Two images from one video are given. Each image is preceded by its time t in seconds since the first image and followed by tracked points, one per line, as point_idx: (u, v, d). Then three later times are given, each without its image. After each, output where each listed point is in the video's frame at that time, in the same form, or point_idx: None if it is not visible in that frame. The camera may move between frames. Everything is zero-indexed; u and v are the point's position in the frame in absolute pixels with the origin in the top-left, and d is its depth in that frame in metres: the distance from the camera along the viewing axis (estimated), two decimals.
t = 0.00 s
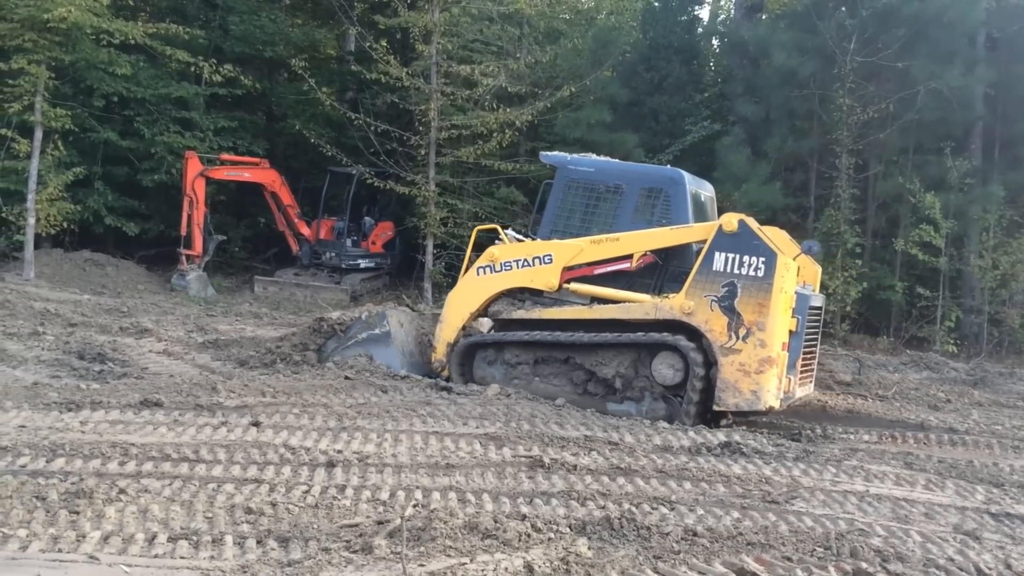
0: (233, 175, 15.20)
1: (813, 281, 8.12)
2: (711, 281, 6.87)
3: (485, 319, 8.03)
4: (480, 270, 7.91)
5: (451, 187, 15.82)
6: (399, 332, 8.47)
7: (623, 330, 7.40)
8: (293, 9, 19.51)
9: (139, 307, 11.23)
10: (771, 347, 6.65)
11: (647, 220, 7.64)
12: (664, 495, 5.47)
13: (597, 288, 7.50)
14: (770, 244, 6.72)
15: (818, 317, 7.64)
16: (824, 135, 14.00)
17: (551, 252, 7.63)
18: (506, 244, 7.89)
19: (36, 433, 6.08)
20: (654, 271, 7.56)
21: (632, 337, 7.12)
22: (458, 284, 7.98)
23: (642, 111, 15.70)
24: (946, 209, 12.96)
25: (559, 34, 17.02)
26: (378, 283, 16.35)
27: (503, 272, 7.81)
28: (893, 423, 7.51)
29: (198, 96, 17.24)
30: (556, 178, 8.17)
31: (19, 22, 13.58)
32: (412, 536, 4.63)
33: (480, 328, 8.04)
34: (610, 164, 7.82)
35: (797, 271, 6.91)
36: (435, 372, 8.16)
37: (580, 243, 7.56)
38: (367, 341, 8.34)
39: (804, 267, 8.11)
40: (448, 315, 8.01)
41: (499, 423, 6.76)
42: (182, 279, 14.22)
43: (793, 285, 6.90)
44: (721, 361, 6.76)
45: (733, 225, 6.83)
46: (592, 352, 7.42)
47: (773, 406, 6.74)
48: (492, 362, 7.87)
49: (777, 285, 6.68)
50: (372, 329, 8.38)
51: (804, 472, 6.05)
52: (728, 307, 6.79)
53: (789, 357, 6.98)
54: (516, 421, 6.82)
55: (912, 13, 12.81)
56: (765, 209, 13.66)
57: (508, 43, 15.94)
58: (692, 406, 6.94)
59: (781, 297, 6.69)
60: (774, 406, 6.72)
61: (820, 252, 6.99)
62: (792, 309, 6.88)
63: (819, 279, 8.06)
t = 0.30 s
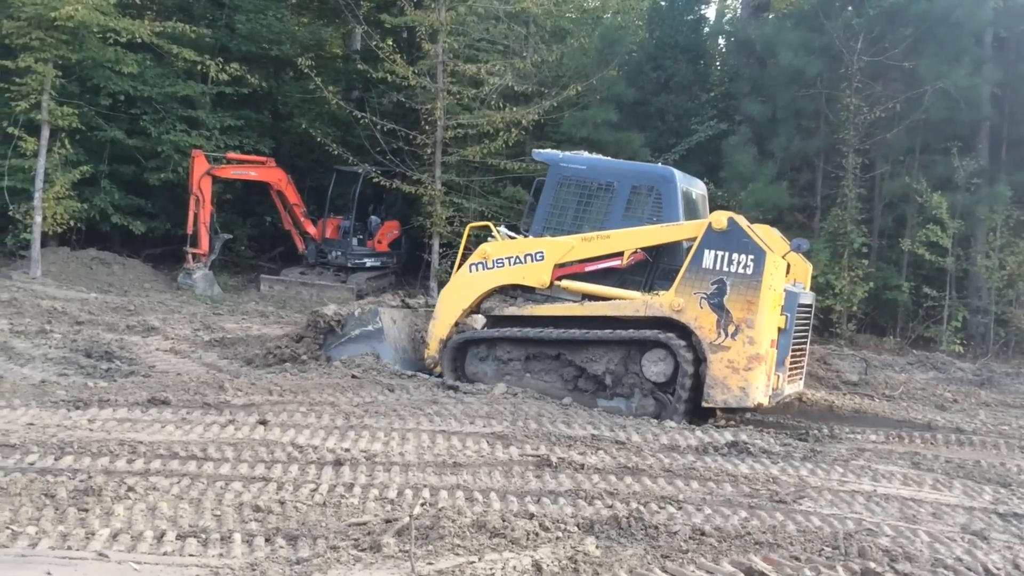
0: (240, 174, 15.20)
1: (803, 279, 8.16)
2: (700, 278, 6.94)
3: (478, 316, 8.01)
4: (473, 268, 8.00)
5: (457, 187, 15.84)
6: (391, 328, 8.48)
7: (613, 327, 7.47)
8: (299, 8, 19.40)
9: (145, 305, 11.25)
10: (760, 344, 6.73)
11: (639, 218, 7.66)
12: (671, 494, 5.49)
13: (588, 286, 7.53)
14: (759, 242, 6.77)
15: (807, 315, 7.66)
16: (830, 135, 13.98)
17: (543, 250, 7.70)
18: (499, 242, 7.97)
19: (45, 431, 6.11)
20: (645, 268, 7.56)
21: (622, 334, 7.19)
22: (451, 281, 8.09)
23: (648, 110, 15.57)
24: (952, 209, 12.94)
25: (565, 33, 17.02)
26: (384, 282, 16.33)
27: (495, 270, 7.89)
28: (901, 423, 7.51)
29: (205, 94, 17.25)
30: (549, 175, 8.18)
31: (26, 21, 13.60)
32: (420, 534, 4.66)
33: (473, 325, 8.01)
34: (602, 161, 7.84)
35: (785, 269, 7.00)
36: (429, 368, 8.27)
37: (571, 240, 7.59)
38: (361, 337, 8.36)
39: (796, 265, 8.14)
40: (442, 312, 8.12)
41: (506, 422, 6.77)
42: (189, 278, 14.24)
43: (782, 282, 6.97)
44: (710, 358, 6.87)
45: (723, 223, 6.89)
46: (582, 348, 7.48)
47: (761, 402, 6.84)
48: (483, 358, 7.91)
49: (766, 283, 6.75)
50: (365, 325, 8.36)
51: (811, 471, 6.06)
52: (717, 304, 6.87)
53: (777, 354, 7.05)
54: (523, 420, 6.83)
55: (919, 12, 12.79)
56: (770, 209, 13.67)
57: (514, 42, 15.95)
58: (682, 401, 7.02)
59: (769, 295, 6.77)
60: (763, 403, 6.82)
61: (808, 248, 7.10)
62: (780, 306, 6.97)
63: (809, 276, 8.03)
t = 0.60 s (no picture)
0: (246, 173, 15.23)
1: (795, 273, 7.99)
2: (691, 273, 7.04)
3: (472, 315, 8.20)
4: (465, 267, 8.07)
5: (464, 185, 15.78)
6: (388, 326, 8.60)
7: (606, 323, 7.59)
8: (305, 7, 19.38)
9: (154, 303, 11.31)
10: (751, 338, 6.81)
11: (629, 214, 7.75)
12: (679, 494, 5.50)
13: (580, 283, 7.67)
14: (749, 235, 6.87)
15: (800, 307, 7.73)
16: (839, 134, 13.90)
17: (534, 248, 7.78)
18: (491, 241, 8.06)
19: (56, 429, 6.16)
20: (636, 264, 7.67)
21: (615, 330, 7.32)
22: (445, 280, 8.17)
23: (656, 109, 15.61)
24: (962, 209, 12.86)
25: (572, 31, 16.99)
26: (389, 281, 16.34)
27: (488, 269, 7.97)
28: (909, 423, 7.47)
29: (212, 93, 17.29)
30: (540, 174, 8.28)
31: (35, 20, 13.67)
32: (428, 533, 4.70)
33: (467, 324, 8.21)
34: (592, 159, 7.94)
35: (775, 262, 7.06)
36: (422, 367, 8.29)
37: (562, 238, 7.68)
38: (357, 335, 8.48)
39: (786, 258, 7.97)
40: (436, 312, 8.21)
41: (513, 421, 6.78)
42: (196, 276, 14.30)
43: (772, 275, 7.04)
44: (702, 352, 6.95)
45: (712, 218, 6.98)
46: (575, 345, 7.60)
47: (754, 396, 6.92)
48: (478, 357, 8.04)
49: (756, 276, 6.84)
50: (362, 324, 8.50)
51: (819, 472, 6.05)
52: (707, 299, 6.96)
53: (769, 348, 7.11)
54: (531, 419, 6.83)
55: (929, 11, 12.71)
56: (778, 207, 13.62)
57: (521, 40, 15.95)
58: (674, 397, 7.12)
59: (759, 288, 6.85)
60: (755, 396, 6.90)
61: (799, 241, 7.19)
62: (772, 299, 7.05)
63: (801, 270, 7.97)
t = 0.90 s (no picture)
0: (255, 172, 15.29)
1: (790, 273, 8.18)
2: (683, 272, 7.12)
3: (464, 312, 8.21)
4: (459, 264, 8.12)
5: (471, 184, 15.53)
6: (381, 323, 8.60)
7: (598, 320, 7.65)
8: (314, 6, 19.38)
9: (165, 302, 11.36)
10: (741, 337, 6.91)
11: (623, 211, 7.82)
12: (687, 495, 5.49)
13: (573, 281, 7.69)
14: (741, 235, 6.95)
15: (793, 308, 7.69)
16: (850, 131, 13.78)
17: (529, 246, 7.85)
18: (485, 238, 8.10)
19: (65, 427, 6.21)
20: (629, 262, 7.70)
21: (607, 327, 7.38)
22: (439, 277, 8.21)
23: (664, 107, 15.54)
24: (975, 207, 12.75)
25: (580, 29, 16.91)
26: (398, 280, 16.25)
27: (482, 265, 8.03)
28: (920, 423, 7.41)
29: (221, 93, 17.35)
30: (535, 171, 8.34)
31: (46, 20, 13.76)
32: (436, 532, 4.72)
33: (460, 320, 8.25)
34: (586, 156, 8.01)
35: (766, 262, 7.14)
36: (416, 363, 8.35)
37: (557, 235, 7.75)
38: (351, 333, 8.51)
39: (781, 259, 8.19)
40: (430, 308, 8.22)
41: (521, 421, 6.76)
42: (205, 276, 14.39)
43: (763, 275, 7.13)
44: (693, 351, 7.03)
45: (705, 217, 7.05)
46: (567, 341, 7.67)
47: (743, 395, 7.03)
48: (470, 351, 8.09)
49: (747, 275, 6.92)
50: (355, 321, 8.53)
51: (829, 473, 6.01)
52: (699, 297, 7.03)
53: (760, 347, 7.18)
54: (538, 419, 6.82)
55: (941, 7, 12.60)
56: (790, 206, 13.54)
57: (529, 39, 15.95)
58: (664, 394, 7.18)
59: (750, 288, 6.94)
60: (744, 395, 7.01)
61: (791, 242, 7.28)
62: (763, 299, 7.13)
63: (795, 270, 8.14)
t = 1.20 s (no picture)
0: (265, 171, 15.28)
1: (787, 272, 8.27)
2: (680, 270, 7.14)
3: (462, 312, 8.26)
4: (459, 264, 8.14)
5: (481, 184, 15.59)
6: (382, 323, 8.58)
7: (595, 318, 7.68)
8: (324, 6, 19.43)
9: (172, 301, 11.36)
10: (738, 335, 6.90)
11: (621, 210, 7.88)
12: (696, 495, 5.49)
13: (571, 280, 7.75)
14: (738, 234, 6.95)
15: (789, 305, 7.75)
16: (859, 132, 13.78)
17: (528, 245, 7.88)
18: (483, 238, 8.14)
19: (74, 425, 6.21)
20: (627, 261, 7.81)
21: (605, 325, 7.42)
22: (438, 277, 8.21)
23: (673, 107, 15.57)
24: (984, 208, 12.73)
25: (589, 29, 16.95)
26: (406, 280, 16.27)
27: (481, 265, 8.05)
28: (929, 424, 7.40)
29: (230, 92, 17.37)
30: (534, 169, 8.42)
31: (56, 20, 13.81)
32: (443, 532, 4.73)
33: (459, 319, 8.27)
34: (585, 155, 8.08)
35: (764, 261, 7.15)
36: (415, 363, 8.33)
37: (555, 235, 7.80)
38: (351, 332, 8.48)
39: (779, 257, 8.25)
40: (430, 309, 8.22)
41: (529, 420, 6.75)
42: (215, 274, 14.37)
43: (761, 274, 7.12)
44: (690, 349, 7.04)
45: (702, 215, 7.07)
46: (565, 339, 7.71)
47: (739, 393, 7.01)
48: (469, 349, 8.12)
49: (744, 274, 6.93)
50: (355, 321, 8.51)
51: (838, 473, 6.01)
52: (696, 296, 7.05)
53: (756, 346, 7.14)
54: (546, 418, 6.81)
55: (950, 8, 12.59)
56: (798, 206, 13.54)
57: (538, 39, 15.97)
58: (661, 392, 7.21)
59: (747, 286, 6.94)
60: (740, 393, 6.98)
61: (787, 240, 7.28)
62: (760, 298, 7.13)
63: (792, 269, 8.24)
